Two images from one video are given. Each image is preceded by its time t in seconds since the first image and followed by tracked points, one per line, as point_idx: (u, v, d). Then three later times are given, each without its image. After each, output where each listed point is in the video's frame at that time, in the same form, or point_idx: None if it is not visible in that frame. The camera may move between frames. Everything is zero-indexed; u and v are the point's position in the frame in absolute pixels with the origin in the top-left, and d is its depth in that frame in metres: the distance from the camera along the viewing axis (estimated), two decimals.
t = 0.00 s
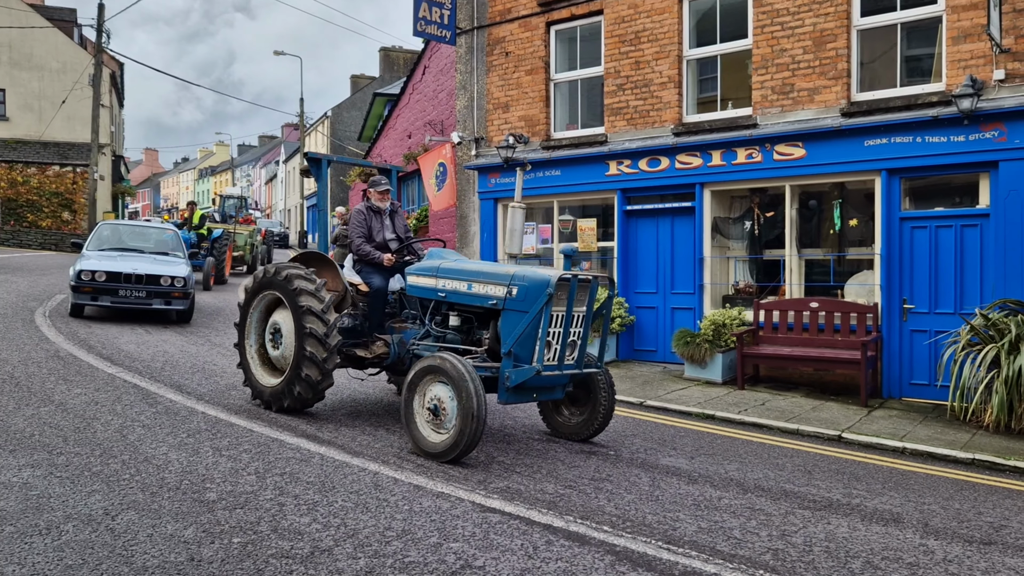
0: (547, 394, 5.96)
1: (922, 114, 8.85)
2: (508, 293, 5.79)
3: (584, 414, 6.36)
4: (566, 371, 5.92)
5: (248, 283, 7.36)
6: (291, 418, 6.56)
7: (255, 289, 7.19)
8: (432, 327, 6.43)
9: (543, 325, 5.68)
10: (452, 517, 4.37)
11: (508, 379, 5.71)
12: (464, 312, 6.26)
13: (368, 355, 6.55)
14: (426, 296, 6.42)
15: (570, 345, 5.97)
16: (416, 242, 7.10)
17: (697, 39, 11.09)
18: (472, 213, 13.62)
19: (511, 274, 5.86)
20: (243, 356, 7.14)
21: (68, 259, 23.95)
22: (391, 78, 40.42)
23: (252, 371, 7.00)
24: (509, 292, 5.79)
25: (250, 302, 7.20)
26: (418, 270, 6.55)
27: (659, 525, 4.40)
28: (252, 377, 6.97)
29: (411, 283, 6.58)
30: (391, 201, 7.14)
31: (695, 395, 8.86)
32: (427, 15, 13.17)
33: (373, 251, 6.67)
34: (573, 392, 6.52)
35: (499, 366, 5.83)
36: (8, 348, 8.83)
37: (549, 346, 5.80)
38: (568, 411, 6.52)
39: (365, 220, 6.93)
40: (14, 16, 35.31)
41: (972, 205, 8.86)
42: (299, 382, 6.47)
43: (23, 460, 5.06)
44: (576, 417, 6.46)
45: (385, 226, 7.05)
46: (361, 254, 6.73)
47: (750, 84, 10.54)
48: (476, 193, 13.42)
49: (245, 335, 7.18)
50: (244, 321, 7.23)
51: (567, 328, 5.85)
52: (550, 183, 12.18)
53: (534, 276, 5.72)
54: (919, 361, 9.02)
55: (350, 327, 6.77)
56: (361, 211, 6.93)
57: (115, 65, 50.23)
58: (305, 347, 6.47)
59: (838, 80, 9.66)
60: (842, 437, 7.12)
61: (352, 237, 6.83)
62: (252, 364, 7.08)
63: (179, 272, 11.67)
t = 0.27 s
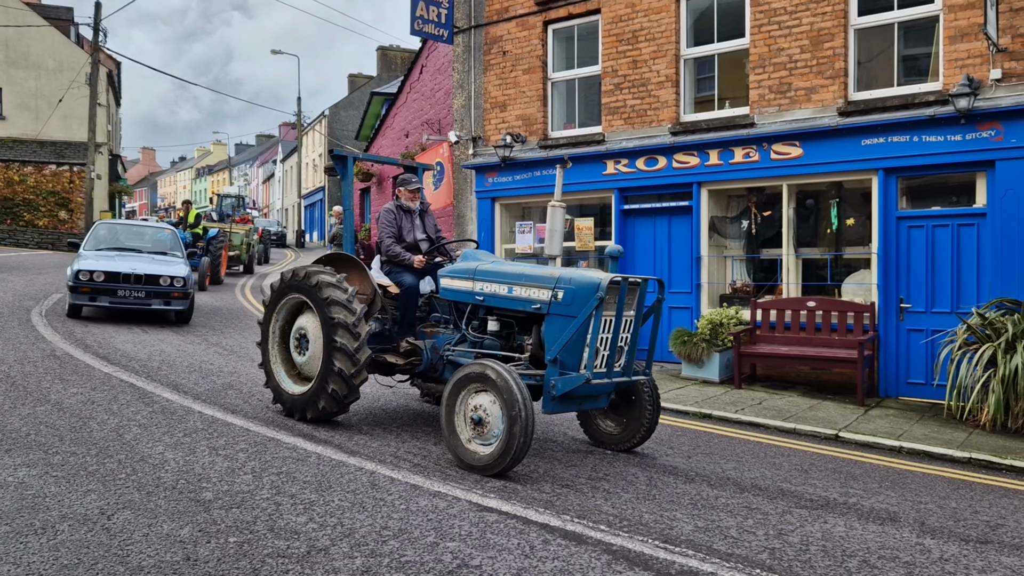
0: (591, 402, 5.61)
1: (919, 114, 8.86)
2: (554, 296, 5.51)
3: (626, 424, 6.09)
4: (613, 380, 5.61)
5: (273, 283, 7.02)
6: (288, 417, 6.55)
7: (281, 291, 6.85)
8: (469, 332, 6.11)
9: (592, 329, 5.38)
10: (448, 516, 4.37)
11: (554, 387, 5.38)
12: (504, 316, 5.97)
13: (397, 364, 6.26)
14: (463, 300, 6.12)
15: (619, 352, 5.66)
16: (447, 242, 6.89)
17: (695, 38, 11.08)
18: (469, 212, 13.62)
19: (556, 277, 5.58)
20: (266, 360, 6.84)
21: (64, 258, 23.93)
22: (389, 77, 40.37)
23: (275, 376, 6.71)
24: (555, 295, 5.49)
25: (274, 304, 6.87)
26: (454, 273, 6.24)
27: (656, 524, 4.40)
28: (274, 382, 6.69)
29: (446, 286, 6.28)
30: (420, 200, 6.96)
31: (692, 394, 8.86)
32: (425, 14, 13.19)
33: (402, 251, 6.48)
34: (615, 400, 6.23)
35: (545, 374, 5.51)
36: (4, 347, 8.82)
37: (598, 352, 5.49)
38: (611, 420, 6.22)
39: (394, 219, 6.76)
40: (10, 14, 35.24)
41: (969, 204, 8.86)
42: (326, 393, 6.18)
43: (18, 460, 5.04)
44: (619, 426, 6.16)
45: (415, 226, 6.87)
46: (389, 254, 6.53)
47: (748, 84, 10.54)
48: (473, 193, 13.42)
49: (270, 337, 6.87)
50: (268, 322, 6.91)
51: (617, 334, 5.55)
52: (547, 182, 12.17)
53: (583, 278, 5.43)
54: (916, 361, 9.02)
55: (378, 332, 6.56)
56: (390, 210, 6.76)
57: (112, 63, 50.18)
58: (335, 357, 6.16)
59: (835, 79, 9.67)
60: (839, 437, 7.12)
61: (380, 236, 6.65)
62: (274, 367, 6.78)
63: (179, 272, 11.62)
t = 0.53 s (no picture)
0: (645, 412, 5.32)
1: (917, 113, 8.87)
2: (607, 301, 5.19)
3: (677, 434, 5.78)
4: (671, 387, 5.30)
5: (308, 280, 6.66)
6: (285, 417, 6.54)
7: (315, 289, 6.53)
8: (513, 338, 5.80)
9: (649, 336, 5.07)
10: (446, 515, 4.36)
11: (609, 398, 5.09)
12: (551, 321, 5.64)
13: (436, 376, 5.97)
14: (506, 304, 5.80)
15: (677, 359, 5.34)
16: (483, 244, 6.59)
17: (693, 37, 11.08)
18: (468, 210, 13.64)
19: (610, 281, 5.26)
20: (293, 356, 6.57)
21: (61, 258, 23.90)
22: (387, 76, 40.36)
23: (300, 375, 6.45)
24: (610, 300, 5.18)
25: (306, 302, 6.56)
26: (496, 275, 5.90)
27: (654, 523, 4.39)
28: (298, 382, 6.43)
29: (486, 290, 5.95)
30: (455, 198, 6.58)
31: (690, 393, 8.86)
32: (422, 13, 13.15)
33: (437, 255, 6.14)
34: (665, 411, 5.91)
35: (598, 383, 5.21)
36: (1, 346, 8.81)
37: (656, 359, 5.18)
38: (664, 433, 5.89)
39: (428, 218, 6.38)
40: (7, 13, 35.18)
41: (966, 203, 8.87)
42: (355, 412, 5.94)
43: (15, 459, 5.03)
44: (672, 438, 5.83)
45: (449, 226, 6.52)
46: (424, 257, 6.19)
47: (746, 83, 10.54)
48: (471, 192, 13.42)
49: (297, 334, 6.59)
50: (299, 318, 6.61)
51: (676, 340, 5.22)
52: (546, 181, 12.17)
53: (640, 282, 5.11)
54: (914, 359, 9.03)
55: (413, 339, 6.25)
56: (423, 209, 6.37)
57: (109, 62, 50.13)
58: (370, 379, 5.89)
59: (833, 79, 9.67)
60: (836, 436, 7.12)
61: (414, 238, 6.28)
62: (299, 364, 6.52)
63: (180, 273, 11.50)
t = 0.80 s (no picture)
0: (706, 423, 5.05)
1: (915, 112, 8.88)
2: (671, 306, 4.84)
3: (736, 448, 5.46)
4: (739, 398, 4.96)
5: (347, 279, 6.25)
6: (283, 416, 6.54)
7: (369, 283, 6.00)
8: (563, 344, 5.42)
9: (718, 343, 4.72)
10: (443, 515, 4.36)
11: (674, 409, 4.76)
12: (605, 328, 5.26)
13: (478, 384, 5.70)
14: (555, 309, 5.42)
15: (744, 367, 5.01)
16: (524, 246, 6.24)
17: (691, 36, 11.08)
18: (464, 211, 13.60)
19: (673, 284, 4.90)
20: (329, 329, 6.29)
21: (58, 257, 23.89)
22: (385, 75, 40.37)
23: (325, 353, 6.27)
24: (675, 305, 4.82)
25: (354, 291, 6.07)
26: (543, 278, 5.52)
27: (651, 523, 4.39)
28: (325, 360, 6.27)
29: (532, 294, 5.57)
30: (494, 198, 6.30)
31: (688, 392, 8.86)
32: (420, 12, 13.14)
33: (473, 260, 5.84)
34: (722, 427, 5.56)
35: (661, 393, 4.88)
36: None
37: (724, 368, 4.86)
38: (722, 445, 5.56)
39: (465, 220, 6.13)
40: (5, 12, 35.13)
41: (964, 202, 8.87)
42: (363, 431, 5.83)
43: (12, 459, 5.02)
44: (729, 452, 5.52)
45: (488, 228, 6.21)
46: (459, 262, 5.91)
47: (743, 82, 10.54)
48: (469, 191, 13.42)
49: (337, 310, 6.23)
50: (343, 298, 6.19)
51: (744, 346, 4.90)
52: (544, 180, 12.17)
53: (708, 286, 4.76)
54: (912, 358, 9.04)
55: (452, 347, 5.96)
56: (459, 210, 6.13)
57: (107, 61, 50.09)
58: (393, 411, 5.62)
59: (831, 78, 9.68)
60: (834, 435, 7.12)
61: (450, 241, 6.03)
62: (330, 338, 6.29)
63: (182, 273, 11.35)
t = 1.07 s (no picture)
0: (775, 437, 4.73)
1: (912, 112, 8.89)
2: (742, 312, 4.52)
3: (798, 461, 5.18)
4: (818, 409, 4.63)
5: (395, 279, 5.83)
6: (281, 416, 6.53)
7: (446, 308, 5.37)
8: (621, 352, 5.13)
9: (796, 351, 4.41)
10: (442, 514, 4.36)
11: (747, 423, 4.47)
12: (668, 334, 4.95)
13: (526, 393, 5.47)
14: (613, 315, 5.11)
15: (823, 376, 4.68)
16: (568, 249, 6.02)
17: (689, 36, 11.08)
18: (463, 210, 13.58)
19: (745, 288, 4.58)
20: (386, 305, 5.78)
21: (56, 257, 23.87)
22: (383, 75, 40.36)
23: (371, 320, 5.90)
24: (748, 311, 4.50)
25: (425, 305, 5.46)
26: (598, 282, 5.21)
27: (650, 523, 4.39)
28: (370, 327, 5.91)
29: (586, 299, 5.26)
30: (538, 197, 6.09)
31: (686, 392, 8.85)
32: (418, 12, 13.13)
33: (518, 262, 5.58)
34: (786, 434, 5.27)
35: (731, 405, 4.57)
36: None
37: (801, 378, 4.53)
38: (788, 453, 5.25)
39: (510, 220, 5.88)
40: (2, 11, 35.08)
41: (962, 202, 8.87)
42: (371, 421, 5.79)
43: (10, 459, 5.02)
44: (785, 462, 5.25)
45: (531, 229, 5.98)
46: (502, 264, 5.67)
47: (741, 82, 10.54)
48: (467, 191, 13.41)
49: (400, 295, 5.67)
50: (412, 297, 5.58)
51: (824, 355, 4.57)
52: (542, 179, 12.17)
53: (784, 291, 4.44)
54: (909, 358, 9.05)
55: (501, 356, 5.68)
56: (503, 209, 5.89)
57: (105, 61, 50.04)
58: (410, 442, 5.46)
59: (829, 78, 9.69)
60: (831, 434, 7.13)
61: (494, 241, 5.79)
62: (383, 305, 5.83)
63: (185, 275, 11.20)
